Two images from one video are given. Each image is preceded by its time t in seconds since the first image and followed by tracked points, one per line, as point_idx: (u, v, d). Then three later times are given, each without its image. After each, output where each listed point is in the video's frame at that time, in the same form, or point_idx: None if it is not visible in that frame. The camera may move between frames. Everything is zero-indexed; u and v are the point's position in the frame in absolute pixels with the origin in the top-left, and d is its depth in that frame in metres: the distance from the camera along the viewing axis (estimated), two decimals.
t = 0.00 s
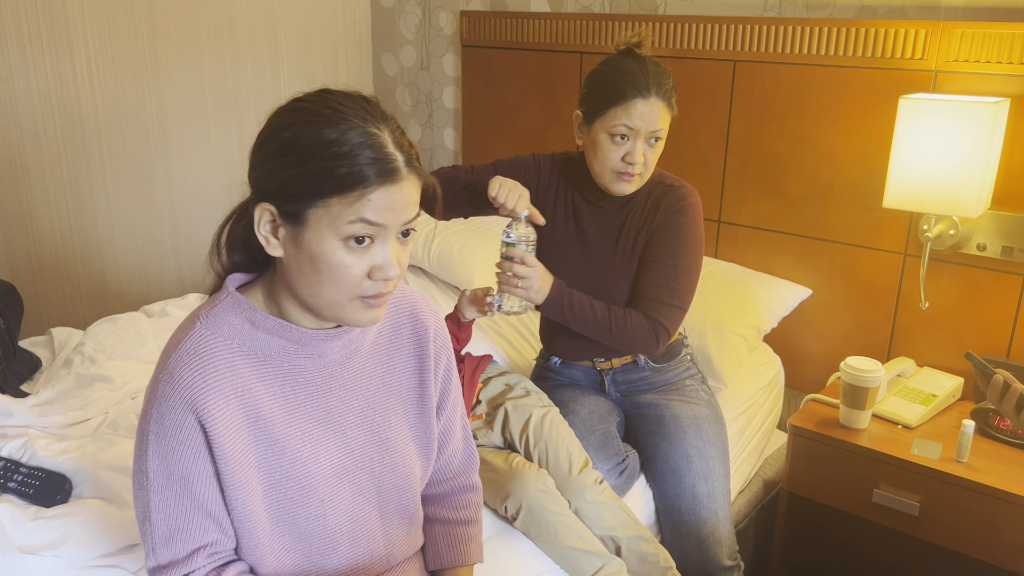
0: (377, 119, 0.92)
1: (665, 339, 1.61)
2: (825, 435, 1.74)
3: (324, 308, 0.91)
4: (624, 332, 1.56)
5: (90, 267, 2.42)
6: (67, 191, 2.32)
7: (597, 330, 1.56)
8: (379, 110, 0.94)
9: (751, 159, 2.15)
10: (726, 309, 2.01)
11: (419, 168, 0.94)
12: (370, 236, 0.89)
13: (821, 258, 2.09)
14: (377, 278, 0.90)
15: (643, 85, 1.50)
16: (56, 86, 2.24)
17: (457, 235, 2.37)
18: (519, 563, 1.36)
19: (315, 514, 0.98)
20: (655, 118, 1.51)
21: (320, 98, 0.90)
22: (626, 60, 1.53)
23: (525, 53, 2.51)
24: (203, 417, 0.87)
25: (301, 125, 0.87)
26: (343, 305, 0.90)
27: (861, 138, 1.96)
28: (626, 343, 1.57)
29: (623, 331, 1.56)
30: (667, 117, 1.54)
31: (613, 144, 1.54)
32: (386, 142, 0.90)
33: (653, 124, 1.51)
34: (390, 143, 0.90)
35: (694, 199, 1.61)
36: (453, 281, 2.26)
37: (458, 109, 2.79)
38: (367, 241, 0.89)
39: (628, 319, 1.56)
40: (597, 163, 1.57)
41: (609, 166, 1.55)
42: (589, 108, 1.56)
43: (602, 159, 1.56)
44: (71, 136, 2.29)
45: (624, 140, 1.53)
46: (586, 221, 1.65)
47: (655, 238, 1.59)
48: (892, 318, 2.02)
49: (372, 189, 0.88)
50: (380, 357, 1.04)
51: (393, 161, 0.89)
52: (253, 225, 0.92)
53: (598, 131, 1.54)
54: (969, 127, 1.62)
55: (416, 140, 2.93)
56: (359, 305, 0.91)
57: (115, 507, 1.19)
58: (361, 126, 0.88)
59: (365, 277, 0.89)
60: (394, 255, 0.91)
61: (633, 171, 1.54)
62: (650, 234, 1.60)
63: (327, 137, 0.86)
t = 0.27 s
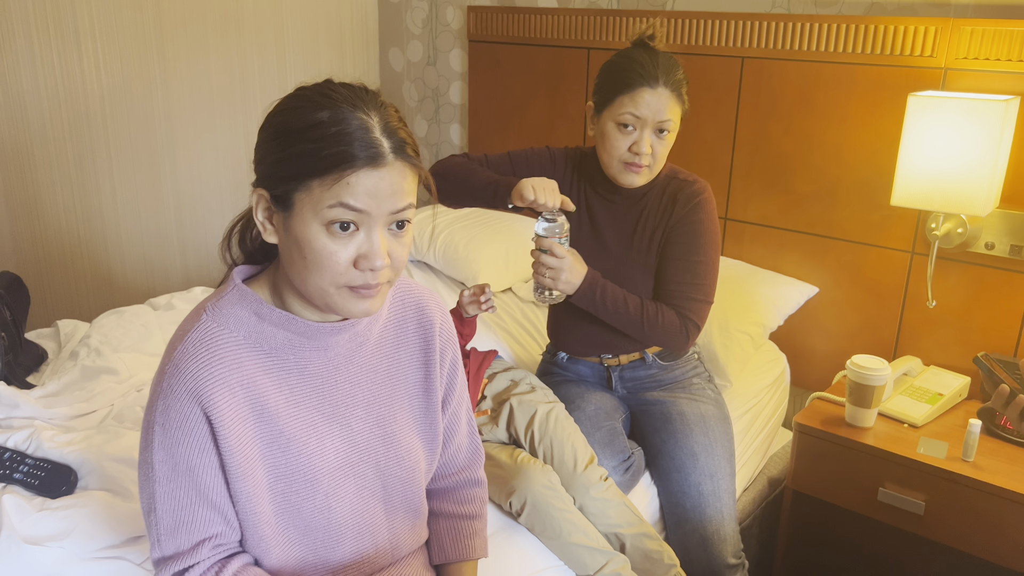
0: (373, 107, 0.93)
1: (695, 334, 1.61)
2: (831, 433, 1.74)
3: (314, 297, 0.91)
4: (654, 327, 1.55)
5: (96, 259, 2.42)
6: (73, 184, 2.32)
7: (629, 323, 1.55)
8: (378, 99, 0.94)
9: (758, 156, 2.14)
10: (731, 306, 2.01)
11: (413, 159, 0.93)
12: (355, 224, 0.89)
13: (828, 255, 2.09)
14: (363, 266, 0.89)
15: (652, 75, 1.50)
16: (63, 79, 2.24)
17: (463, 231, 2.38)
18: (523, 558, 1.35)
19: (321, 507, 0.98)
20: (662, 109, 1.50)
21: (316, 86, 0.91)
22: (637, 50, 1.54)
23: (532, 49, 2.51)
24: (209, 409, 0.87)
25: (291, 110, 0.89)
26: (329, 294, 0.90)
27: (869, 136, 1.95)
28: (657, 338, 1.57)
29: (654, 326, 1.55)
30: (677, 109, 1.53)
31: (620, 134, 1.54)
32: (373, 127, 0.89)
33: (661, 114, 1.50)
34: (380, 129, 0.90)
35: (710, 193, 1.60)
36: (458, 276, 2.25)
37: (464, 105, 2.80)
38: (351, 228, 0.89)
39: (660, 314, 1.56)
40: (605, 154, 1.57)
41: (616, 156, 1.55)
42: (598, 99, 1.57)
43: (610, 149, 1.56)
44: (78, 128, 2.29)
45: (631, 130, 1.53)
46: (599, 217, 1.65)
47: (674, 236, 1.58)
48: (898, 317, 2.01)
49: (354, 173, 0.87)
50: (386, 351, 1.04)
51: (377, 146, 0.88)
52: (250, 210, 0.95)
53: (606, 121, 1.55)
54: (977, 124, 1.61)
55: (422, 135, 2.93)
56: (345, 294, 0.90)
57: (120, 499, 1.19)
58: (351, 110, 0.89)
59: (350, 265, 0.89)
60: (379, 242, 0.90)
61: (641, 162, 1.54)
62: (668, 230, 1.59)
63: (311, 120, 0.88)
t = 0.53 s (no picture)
0: (393, 120, 0.92)
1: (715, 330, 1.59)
2: (840, 430, 1.73)
3: (315, 293, 0.94)
4: (677, 322, 1.53)
5: (108, 248, 2.44)
6: (86, 173, 2.34)
7: (652, 317, 1.53)
8: (401, 111, 0.93)
9: (771, 151, 2.13)
10: (741, 302, 2.00)
11: (427, 181, 0.92)
12: (360, 240, 0.90)
13: (840, 252, 2.08)
14: (363, 278, 0.91)
15: (654, 71, 1.49)
16: (77, 69, 2.26)
17: (473, 224, 2.38)
18: (531, 550, 1.35)
19: (326, 492, 1.00)
20: (665, 105, 1.48)
21: (341, 90, 0.91)
22: (648, 46, 1.53)
23: (544, 42, 2.51)
24: (218, 392, 0.89)
25: (314, 114, 0.88)
26: (329, 294, 0.92)
27: (883, 132, 1.93)
28: (679, 334, 1.55)
29: (677, 322, 1.54)
30: (684, 106, 1.50)
31: (625, 128, 1.54)
32: (390, 147, 0.89)
33: (662, 110, 1.48)
34: (396, 148, 0.89)
35: (730, 190, 1.59)
36: (468, 269, 2.26)
37: (475, 98, 2.80)
38: (357, 242, 0.90)
39: (683, 309, 1.54)
40: (614, 147, 1.58)
41: (622, 150, 1.56)
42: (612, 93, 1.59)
43: (618, 143, 1.57)
44: (91, 118, 2.31)
45: (635, 125, 1.53)
46: (617, 209, 1.64)
47: (694, 229, 1.57)
48: (910, 315, 2.00)
49: (365, 194, 0.88)
50: (392, 339, 1.07)
51: (392, 168, 0.88)
52: (261, 200, 0.96)
53: (614, 115, 1.56)
54: (993, 121, 1.60)
55: (434, 128, 2.94)
56: (343, 296, 0.93)
57: (131, 486, 1.20)
58: (371, 125, 0.88)
59: (350, 275, 0.91)
60: (382, 258, 0.91)
61: (644, 157, 1.53)
62: (688, 227, 1.58)
63: (332, 131, 0.87)
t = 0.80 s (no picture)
0: (405, 115, 0.89)
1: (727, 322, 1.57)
2: (852, 427, 1.71)
3: (320, 284, 0.93)
4: (693, 315, 1.52)
5: (117, 236, 2.44)
6: (96, 161, 2.33)
7: (666, 309, 1.51)
8: (413, 106, 0.91)
9: (786, 145, 2.10)
10: (754, 297, 1.98)
11: (436, 181, 0.91)
12: (365, 238, 0.89)
13: (854, 247, 2.05)
14: (367, 273, 0.90)
15: (661, 63, 1.46)
16: (88, 56, 2.25)
17: (484, 216, 2.37)
18: (537, 543, 1.34)
19: (330, 477, 0.99)
20: (672, 99, 1.46)
21: (353, 83, 0.88)
22: (658, 37, 1.50)
23: (557, 33, 2.49)
24: (221, 374, 0.88)
25: (324, 108, 0.87)
26: (333, 285, 0.91)
27: (900, 127, 1.90)
28: (693, 326, 1.53)
29: (692, 314, 1.52)
30: (693, 99, 1.46)
31: (637, 120, 1.53)
32: (400, 146, 0.87)
33: (670, 104, 1.46)
34: (406, 148, 0.87)
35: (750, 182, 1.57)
36: (477, 260, 2.24)
37: (487, 89, 2.79)
38: (363, 239, 0.89)
39: (698, 302, 1.52)
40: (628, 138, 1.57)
41: (634, 142, 1.55)
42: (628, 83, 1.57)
43: (631, 134, 1.56)
44: (102, 106, 2.30)
45: (645, 117, 1.51)
46: (635, 198, 1.62)
47: (712, 220, 1.55)
48: (926, 311, 1.97)
49: (372, 194, 0.86)
50: (400, 325, 1.06)
51: (401, 169, 0.86)
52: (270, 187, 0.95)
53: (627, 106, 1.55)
54: (1015, 115, 1.56)
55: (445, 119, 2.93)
56: (347, 288, 0.92)
57: (136, 472, 1.19)
58: (381, 124, 0.86)
59: (355, 270, 0.90)
60: (387, 255, 0.90)
61: (655, 149, 1.52)
62: (705, 217, 1.56)
63: (342, 127, 0.85)
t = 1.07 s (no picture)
0: (435, 106, 0.87)
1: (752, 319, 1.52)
2: (875, 427, 1.68)
3: (345, 274, 0.92)
4: (714, 312, 1.47)
5: (137, 223, 2.44)
6: (117, 148, 2.34)
7: (687, 307, 1.46)
8: (444, 95, 0.89)
9: (812, 140, 2.07)
10: (775, 293, 1.95)
11: (466, 172, 0.89)
12: (392, 229, 0.87)
13: (879, 245, 2.02)
14: (393, 264, 0.88)
15: (681, 59, 1.43)
16: (110, 43, 2.25)
17: (503, 208, 2.36)
18: (554, 539, 1.33)
19: (350, 468, 0.98)
20: (692, 95, 1.42)
21: (382, 71, 0.86)
22: (680, 30, 1.46)
23: (579, 24, 2.49)
24: (243, 362, 0.87)
25: (353, 97, 0.85)
26: (357, 275, 0.90)
27: (930, 123, 1.86)
28: (715, 325, 1.48)
29: (713, 312, 1.47)
30: (714, 95, 1.43)
31: (658, 114, 1.50)
32: (431, 138, 0.85)
33: (690, 100, 1.43)
34: (437, 140, 0.86)
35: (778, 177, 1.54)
36: (496, 252, 2.23)
37: (508, 79, 2.80)
38: (389, 230, 0.87)
39: (720, 299, 1.48)
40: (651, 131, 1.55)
41: (657, 135, 1.52)
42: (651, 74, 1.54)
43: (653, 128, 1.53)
44: (123, 93, 2.30)
45: (667, 112, 1.48)
46: (659, 191, 1.59)
47: (737, 214, 1.52)
48: (952, 311, 1.93)
49: (401, 186, 0.85)
50: (422, 315, 1.04)
51: (431, 161, 0.85)
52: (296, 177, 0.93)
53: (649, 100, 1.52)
54: None
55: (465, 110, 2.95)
56: (372, 278, 0.90)
57: (154, 458, 1.19)
58: (412, 115, 0.85)
59: (380, 260, 0.88)
60: (414, 246, 0.89)
61: (677, 144, 1.49)
62: (730, 212, 1.53)
63: (373, 118, 0.84)
